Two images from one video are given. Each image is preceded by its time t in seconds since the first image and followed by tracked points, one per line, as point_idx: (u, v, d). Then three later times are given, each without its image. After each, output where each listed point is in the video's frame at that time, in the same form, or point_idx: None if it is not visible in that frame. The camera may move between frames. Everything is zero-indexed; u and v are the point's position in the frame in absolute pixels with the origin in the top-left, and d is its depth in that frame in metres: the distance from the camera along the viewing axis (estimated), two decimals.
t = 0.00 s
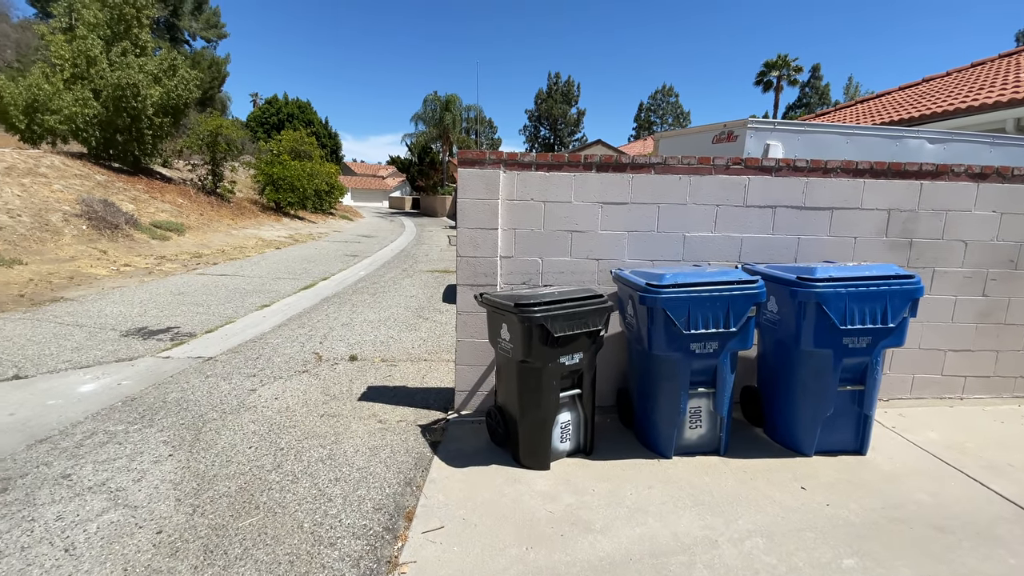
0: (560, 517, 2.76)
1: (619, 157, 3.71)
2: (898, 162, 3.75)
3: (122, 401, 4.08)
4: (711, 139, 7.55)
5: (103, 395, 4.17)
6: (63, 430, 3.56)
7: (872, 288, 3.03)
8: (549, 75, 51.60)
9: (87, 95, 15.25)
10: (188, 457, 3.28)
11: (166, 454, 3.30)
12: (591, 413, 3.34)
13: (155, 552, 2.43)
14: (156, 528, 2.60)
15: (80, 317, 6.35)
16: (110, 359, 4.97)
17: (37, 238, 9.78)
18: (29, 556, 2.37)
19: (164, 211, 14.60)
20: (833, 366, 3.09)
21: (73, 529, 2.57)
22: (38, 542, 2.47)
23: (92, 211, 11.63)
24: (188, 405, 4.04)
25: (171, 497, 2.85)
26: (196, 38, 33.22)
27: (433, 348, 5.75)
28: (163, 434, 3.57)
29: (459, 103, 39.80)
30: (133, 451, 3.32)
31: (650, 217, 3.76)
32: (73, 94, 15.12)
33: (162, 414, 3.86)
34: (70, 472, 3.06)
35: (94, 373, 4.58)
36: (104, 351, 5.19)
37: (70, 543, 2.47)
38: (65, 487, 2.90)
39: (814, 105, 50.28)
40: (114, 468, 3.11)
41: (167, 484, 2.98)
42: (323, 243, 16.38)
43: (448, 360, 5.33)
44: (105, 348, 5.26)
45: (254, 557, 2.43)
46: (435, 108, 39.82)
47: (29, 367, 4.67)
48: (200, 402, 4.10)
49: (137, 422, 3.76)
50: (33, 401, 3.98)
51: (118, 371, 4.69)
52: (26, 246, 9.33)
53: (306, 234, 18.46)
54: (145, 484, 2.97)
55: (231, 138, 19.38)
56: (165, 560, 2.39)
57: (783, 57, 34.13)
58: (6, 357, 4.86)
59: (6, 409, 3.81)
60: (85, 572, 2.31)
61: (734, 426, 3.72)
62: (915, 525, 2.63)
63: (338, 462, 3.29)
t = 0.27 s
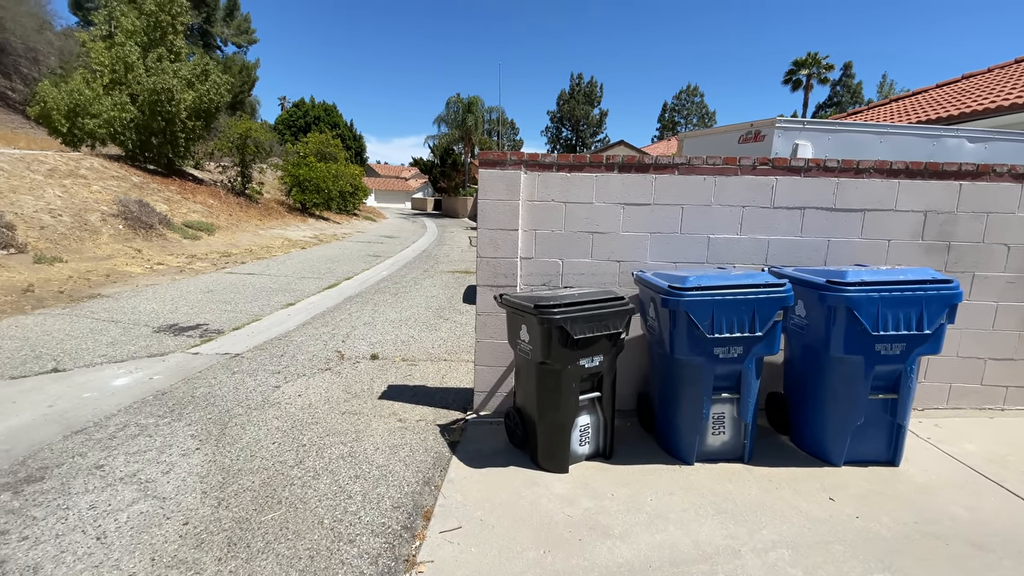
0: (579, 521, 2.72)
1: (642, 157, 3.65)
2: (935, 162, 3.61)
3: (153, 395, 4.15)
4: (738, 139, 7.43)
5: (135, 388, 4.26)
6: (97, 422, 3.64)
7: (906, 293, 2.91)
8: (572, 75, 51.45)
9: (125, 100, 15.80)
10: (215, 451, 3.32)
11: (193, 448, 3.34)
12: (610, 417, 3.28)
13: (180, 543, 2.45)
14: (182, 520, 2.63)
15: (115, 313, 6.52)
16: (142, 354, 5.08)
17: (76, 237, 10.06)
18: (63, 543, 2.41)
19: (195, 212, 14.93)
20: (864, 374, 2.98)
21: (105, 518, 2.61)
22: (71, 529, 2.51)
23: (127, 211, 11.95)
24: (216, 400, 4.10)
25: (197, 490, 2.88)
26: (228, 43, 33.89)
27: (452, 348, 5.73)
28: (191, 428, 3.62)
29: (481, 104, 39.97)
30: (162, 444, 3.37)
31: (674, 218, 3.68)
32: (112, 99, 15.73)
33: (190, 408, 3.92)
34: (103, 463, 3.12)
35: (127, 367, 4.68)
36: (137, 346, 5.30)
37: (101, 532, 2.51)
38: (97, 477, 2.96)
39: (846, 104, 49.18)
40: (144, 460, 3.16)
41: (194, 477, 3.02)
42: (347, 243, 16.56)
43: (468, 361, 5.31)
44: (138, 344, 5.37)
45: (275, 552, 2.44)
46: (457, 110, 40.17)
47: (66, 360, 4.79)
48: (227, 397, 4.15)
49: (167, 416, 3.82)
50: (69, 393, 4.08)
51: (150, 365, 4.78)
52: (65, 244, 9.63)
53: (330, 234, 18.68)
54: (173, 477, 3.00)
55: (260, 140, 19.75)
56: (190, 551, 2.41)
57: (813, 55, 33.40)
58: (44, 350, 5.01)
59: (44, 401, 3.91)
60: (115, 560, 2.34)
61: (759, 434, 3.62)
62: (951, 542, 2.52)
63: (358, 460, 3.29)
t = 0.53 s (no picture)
0: (611, 527, 2.67)
1: (679, 157, 3.57)
2: (996, 161, 3.42)
3: (198, 387, 4.29)
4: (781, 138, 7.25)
5: (182, 381, 4.41)
6: (147, 412, 3.78)
7: (964, 299, 2.76)
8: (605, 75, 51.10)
9: (175, 105, 16.49)
10: (255, 443, 3.40)
11: (235, 440, 3.43)
12: (644, 422, 3.21)
13: (223, 531, 2.52)
14: (225, 509, 2.70)
15: (164, 308, 6.78)
16: (188, 348, 5.26)
17: (128, 236, 10.52)
18: (114, 527, 2.50)
19: (238, 212, 15.42)
20: (916, 384, 2.83)
21: (153, 505, 2.70)
22: (121, 514, 2.60)
23: (175, 212, 12.43)
24: (256, 394, 4.20)
25: (239, 480, 2.96)
26: (270, 50, 34.86)
27: (483, 348, 5.74)
28: (233, 420, 3.72)
29: (513, 106, 40.14)
30: (206, 435, 3.47)
31: (712, 219, 3.59)
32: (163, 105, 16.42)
33: (233, 401, 4.04)
34: (151, 451, 3.23)
35: (175, 361, 4.85)
36: (184, 341, 5.50)
37: (149, 517, 2.59)
38: (146, 465, 3.06)
39: (894, 101, 47.38)
40: (190, 450, 3.26)
41: (236, 467, 3.09)
42: (381, 244, 16.82)
43: (499, 361, 5.31)
44: (185, 338, 5.56)
45: (312, 543, 2.47)
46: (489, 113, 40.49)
47: (119, 353, 5.00)
48: (267, 391, 4.26)
49: (211, 408, 3.94)
50: (122, 384, 4.25)
51: (195, 359, 4.94)
52: (119, 243, 10.07)
53: (364, 235, 19.02)
54: (217, 467, 3.09)
55: (299, 144, 20.20)
56: (232, 539, 2.47)
57: (858, 51, 32.28)
58: (98, 343, 5.24)
59: (99, 391, 4.09)
60: (162, 545, 2.41)
61: (800, 443, 3.50)
62: (1010, 564, 2.37)
63: (391, 456, 3.32)
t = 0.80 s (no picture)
0: (659, 536, 2.59)
1: (733, 157, 3.46)
2: None
3: (254, 381, 4.46)
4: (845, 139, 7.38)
5: (240, 374, 4.60)
6: (208, 403, 3.96)
7: None
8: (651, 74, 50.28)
9: (235, 113, 17.33)
10: (308, 436, 3.49)
11: (289, 432, 3.54)
12: (694, 430, 3.11)
13: (278, 520, 2.60)
14: (280, 498, 2.78)
15: (223, 305, 7.10)
16: (245, 343, 5.48)
17: (191, 236, 11.08)
18: (179, 511, 2.62)
19: (291, 214, 16.00)
20: (996, 400, 2.62)
21: (214, 491, 2.81)
22: (185, 499, 2.72)
23: (234, 214, 13.02)
24: (309, 388, 4.33)
25: (293, 471, 3.05)
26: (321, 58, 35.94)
27: (525, 349, 5.72)
28: (287, 413, 3.84)
29: (555, 107, 40.01)
30: (262, 427, 3.60)
31: (768, 221, 3.45)
32: (224, 112, 17.25)
33: (286, 394, 4.17)
34: (213, 440, 3.37)
35: (233, 355, 5.07)
36: (242, 336, 5.73)
37: (211, 503, 2.70)
38: (208, 453, 3.20)
39: (965, 95, 44.55)
40: (247, 440, 3.39)
41: (290, 458, 3.19)
42: (425, 245, 17.07)
43: (541, 363, 5.28)
44: (243, 334, 5.81)
45: (362, 535, 2.52)
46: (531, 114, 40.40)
47: (183, 346, 5.26)
48: (318, 386, 4.38)
49: (266, 401, 4.08)
50: (186, 375, 4.47)
51: (252, 354, 5.14)
52: (182, 243, 10.61)
53: (409, 236, 19.37)
54: (272, 457, 3.19)
55: (349, 148, 20.58)
56: (287, 527, 2.55)
57: (925, 42, 30.51)
58: (163, 337, 5.52)
59: (164, 382, 4.31)
60: (223, 530, 2.51)
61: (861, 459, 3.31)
62: None
63: (437, 454, 3.34)
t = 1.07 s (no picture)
0: (721, 552, 2.48)
1: (805, 157, 3.29)
2: None
3: (316, 375, 4.63)
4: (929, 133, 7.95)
5: (303, 368, 4.78)
6: (275, 394, 4.14)
7: None
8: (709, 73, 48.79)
9: (299, 121, 18.17)
10: (367, 430, 3.58)
11: (349, 426, 3.64)
12: (759, 444, 2.96)
13: (340, 510, 2.67)
14: (342, 489, 2.86)
15: (288, 302, 7.43)
16: (307, 339, 5.70)
17: (259, 237, 11.67)
18: (249, 496, 2.74)
19: (349, 217, 16.56)
20: None
21: (281, 479, 2.92)
22: (255, 485, 2.84)
23: (298, 217, 13.62)
24: (367, 384, 4.45)
25: (353, 463, 3.13)
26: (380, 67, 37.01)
27: (576, 353, 5.65)
28: (347, 407, 3.95)
29: (606, 109, 39.40)
30: (324, 419, 3.72)
31: (844, 225, 3.24)
32: (290, 121, 18.10)
33: (346, 389, 4.30)
34: (279, 430, 3.51)
35: (298, 350, 5.28)
36: (305, 332, 5.96)
37: (278, 490, 2.81)
38: (275, 442, 3.33)
39: None
40: (311, 432, 3.51)
41: (351, 451, 3.28)
42: (475, 247, 17.25)
43: (594, 367, 5.19)
44: (306, 330, 6.04)
45: (418, 531, 2.55)
46: (582, 116, 39.64)
47: (252, 340, 5.54)
48: (376, 382, 4.49)
49: (327, 395, 4.22)
50: (255, 368, 4.70)
51: (315, 349, 5.34)
52: (251, 244, 11.18)
53: (461, 239, 19.64)
54: (334, 449, 3.29)
55: (404, 154, 21.29)
56: (348, 518, 2.61)
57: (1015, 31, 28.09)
58: (233, 331, 5.82)
59: (235, 374, 4.54)
60: (289, 516, 2.60)
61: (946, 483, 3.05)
62: None
63: (490, 454, 3.34)
